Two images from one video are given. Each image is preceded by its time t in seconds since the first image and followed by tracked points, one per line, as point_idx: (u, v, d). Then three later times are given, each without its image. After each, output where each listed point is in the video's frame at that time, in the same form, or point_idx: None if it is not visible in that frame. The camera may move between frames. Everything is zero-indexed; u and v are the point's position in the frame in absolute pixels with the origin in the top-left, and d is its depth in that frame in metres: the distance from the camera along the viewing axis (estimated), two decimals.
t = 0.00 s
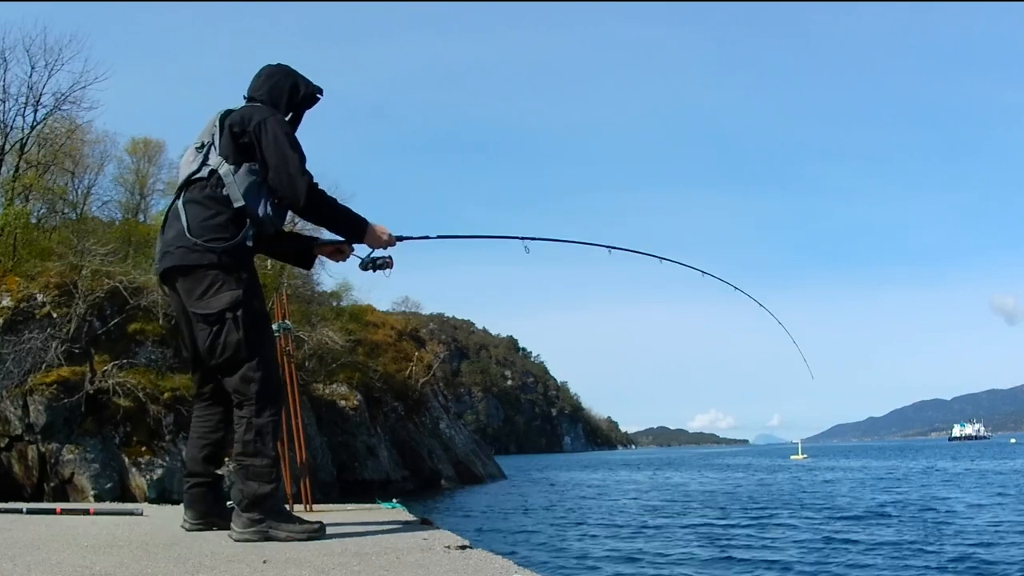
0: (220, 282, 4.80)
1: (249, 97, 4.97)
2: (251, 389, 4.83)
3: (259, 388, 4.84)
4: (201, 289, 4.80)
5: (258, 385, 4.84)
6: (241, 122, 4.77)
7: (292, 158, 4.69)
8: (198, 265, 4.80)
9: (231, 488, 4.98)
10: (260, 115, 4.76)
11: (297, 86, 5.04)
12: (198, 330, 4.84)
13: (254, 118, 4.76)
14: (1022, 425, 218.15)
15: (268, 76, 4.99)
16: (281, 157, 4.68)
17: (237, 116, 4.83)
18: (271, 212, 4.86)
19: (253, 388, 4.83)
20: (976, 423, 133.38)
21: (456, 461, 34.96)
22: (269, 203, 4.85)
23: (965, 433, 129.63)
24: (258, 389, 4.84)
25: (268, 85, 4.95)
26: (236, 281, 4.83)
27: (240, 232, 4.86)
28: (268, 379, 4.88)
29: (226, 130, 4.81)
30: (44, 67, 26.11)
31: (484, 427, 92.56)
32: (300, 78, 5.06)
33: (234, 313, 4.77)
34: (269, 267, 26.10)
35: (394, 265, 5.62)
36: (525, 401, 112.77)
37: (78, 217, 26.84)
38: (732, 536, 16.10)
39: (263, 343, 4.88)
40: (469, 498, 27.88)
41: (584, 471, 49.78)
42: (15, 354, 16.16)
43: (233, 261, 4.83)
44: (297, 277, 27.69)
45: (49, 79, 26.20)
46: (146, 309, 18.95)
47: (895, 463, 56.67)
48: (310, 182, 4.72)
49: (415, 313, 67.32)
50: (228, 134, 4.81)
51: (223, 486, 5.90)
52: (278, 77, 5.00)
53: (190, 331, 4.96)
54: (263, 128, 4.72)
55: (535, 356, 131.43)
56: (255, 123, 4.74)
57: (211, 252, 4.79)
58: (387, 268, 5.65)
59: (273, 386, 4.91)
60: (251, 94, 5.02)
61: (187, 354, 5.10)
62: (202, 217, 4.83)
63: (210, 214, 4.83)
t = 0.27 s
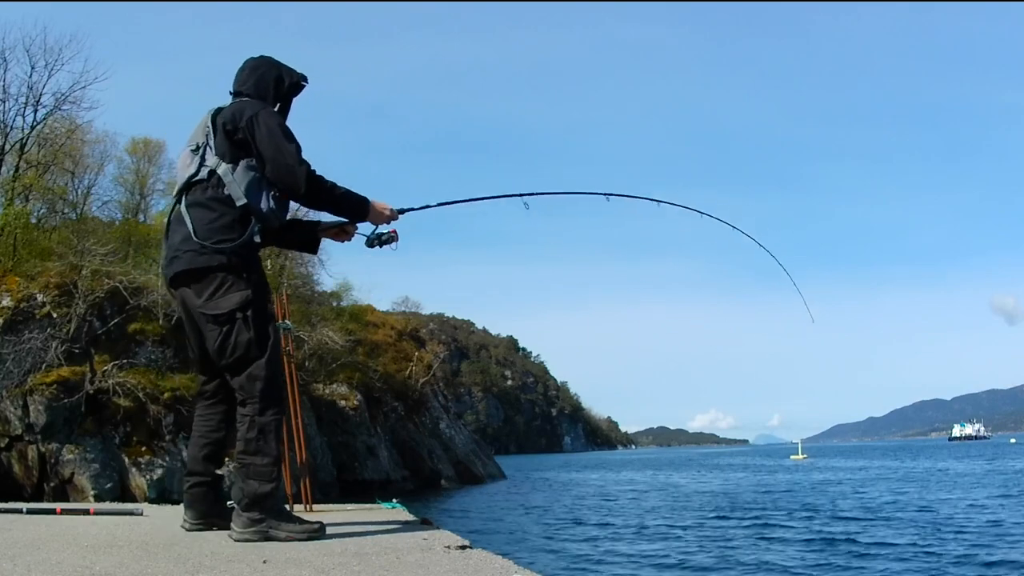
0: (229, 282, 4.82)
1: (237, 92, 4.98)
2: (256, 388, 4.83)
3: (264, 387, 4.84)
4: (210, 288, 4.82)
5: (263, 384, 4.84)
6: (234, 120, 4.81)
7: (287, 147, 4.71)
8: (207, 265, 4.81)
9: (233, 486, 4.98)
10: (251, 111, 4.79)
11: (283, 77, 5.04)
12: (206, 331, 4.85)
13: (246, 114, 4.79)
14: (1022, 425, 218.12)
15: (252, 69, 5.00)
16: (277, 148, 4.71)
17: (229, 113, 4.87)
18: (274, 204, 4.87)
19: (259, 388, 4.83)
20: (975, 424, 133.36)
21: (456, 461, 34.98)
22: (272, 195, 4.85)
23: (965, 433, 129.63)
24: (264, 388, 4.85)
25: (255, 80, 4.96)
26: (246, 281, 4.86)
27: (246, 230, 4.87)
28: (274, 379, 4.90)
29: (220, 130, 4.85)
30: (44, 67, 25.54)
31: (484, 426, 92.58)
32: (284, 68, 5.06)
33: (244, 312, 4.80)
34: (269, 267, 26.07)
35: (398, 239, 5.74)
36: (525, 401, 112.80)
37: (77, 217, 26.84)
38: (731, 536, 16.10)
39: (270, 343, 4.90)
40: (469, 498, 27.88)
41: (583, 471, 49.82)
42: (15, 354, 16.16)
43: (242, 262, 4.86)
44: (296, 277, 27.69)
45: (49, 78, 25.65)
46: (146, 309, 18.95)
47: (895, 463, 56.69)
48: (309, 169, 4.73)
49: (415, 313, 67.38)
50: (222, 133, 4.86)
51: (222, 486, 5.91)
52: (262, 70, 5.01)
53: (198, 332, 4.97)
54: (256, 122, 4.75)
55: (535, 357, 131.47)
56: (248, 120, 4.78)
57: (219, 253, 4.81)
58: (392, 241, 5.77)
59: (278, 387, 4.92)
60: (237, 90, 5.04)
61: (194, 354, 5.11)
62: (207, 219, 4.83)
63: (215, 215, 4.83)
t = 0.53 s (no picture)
0: (235, 282, 4.82)
1: (228, 90, 4.98)
2: (259, 387, 4.83)
3: (267, 386, 4.85)
4: (216, 288, 4.82)
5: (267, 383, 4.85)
6: (228, 119, 4.81)
7: (284, 141, 4.71)
8: (213, 265, 4.81)
9: (233, 486, 4.98)
10: (245, 108, 4.79)
11: (272, 72, 5.05)
12: (211, 331, 4.85)
13: (240, 112, 4.79)
14: (1022, 425, 218.17)
15: (241, 66, 4.99)
16: (273, 143, 4.70)
17: (222, 113, 4.87)
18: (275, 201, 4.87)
19: (262, 386, 4.84)
20: (975, 424, 133.35)
21: (456, 462, 34.99)
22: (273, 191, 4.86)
23: (964, 433, 129.67)
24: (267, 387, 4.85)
25: (245, 76, 4.96)
26: (252, 280, 4.86)
27: (250, 230, 4.87)
28: (277, 378, 4.91)
29: (216, 130, 4.85)
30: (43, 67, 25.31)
31: (484, 426, 92.58)
32: (272, 63, 5.06)
33: (250, 312, 4.81)
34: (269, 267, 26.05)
35: (401, 223, 5.87)
36: (525, 401, 112.80)
37: (77, 217, 26.84)
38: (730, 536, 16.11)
39: (275, 342, 4.91)
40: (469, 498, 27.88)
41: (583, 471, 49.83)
42: (15, 354, 16.16)
43: (248, 262, 4.86)
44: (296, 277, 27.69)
45: (49, 79, 25.43)
46: (146, 309, 18.96)
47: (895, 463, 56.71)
48: (307, 162, 4.73)
49: (414, 313, 67.39)
50: (218, 133, 4.86)
51: (222, 485, 5.90)
52: (251, 65, 5.00)
53: (203, 332, 4.97)
54: (252, 119, 4.75)
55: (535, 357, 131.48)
56: (242, 117, 4.78)
57: (225, 254, 4.81)
58: (393, 226, 5.92)
59: (281, 386, 4.93)
60: (227, 89, 5.04)
61: (198, 352, 5.11)
62: (211, 221, 4.84)
63: (219, 217, 4.84)
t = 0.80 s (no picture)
0: (239, 282, 4.83)
1: (221, 90, 4.99)
2: (261, 386, 4.83)
3: (268, 386, 4.85)
4: (221, 288, 4.83)
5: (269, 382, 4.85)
6: (225, 119, 4.82)
7: (281, 138, 4.71)
8: (218, 266, 4.81)
9: (233, 486, 4.97)
10: (240, 107, 4.80)
11: (264, 70, 5.05)
12: (215, 330, 4.85)
13: (236, 111, 4.80)
14: (1022, 425, 218.13)
15: (233, 65, 4.99)
16: (271, 139, 4.71)
17: (218, 113, 4.87)
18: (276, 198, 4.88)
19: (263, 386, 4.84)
20: (976, 424, 133.22)
21: (456, 462, 34.99)
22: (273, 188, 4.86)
23: (965, 433, 129.59)
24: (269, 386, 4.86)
25: (238, 75, 4.96)
26: (257, 280, 4.87)
27: (254, 229, 4.87)
28: (279, 378, 4.91)
29: (213, 131, 4.86)
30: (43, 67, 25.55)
31: (484, 426, 92.55)
32: (264, 60, 5.06)
33: (254, 312, 4.81)
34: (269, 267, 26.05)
35: (400, 212, 5.98)
36: (525, 401, 112.80)
37: (77, 217, 26.87)
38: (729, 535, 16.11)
39: (278, 342, 4.92)
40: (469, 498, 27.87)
41: (583, 471, 49.83)
42: (15, 354, 16.14)
43: (252, 262, 4.86)
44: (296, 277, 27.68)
45: (48, 79, 25.66)
46: (146, 309, 18.96)
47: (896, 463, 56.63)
48: (306, 158, 4.74)
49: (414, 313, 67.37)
50: (215, 133, 4.86)
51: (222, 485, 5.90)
52: (244, 63, 5.01)
53: (205, 332, 4.98)
54: (248, 118, 4.76)
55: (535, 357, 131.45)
56: (238, 116, 4.79)
57: (229, 254, 4.81)
58: (394, 215, 5.99)
59: (283, 386, 4.93)
60: (221, 88, 5.04)
61: (200, 351, 5.12)
62: (214, 222, 4.84)
63: (222, 218, 4.84)
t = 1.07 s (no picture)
0: (242, 282, 4.84)
1: (216, 90, 4.99)
2: (262, 386, 4.84)
3: (270, 386, 4.85)
4: (223, 287, 4.83)
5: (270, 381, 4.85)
6: (223, 119, 4.82)
7: (279, 136, 4.72)
8: (220, 267, 4.81)
9: (233, 486, 4.97)
10: (238, 108, 4.80)
11: (259, 69, 5.05)
12: (218, 330, 4.85)
13: (233, 112, 4.80)
14: (1022, 425, 218.13)
15: (226, 66, 5.00)
16: (269, 137, 4.71)
17: (215, 113, 4.87)
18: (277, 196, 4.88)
19: (265, 385, 4.84)
20: (976, 424, 133.22)
21: (456, 462, 35.01)
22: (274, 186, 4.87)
23: (965, 433, 129.66)
24: (270, 385, 4.86)
25: (232, 77, 4.97)
26: (259, 279, 4.87)
27: (256, 229, 4.87)
28: (281, 376, 4.90)
29: (211, 132, 4.85)
30: (43, 67, 25.19)
31: (484, 426, 92.57)
32: (258, 59, 5.06)
33: (256, 311, 4.82)
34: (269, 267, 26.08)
35: (399, 203, 5.96)
36: (525, 401, 112.83)
37: (76, 217, 26.85)
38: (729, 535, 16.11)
39: (281, 342, 4.93)
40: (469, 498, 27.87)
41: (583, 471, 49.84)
42: (15, 354, 16.13)
43: (256, 262, 4.87)
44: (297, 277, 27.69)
45: (49, 79, 25.33)
46: (146, 309, 18.99)
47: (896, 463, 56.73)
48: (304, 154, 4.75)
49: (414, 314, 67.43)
50: (213, 134, 4.86)
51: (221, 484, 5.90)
52: (238, 63, 5.01)
53: (208, 332, 4.98)
54: (245, 118, 4.77)
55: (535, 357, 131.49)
56: (236, 117, 4.79)
57: (232, 254, 4.81)
58: (393, 207, 5.98)
59: (284, 385, 4.93)
60: (215, 89, 5.04)
61: (203, 350, 5.12)
62: (216, 222, 4.84)
63: (225, 218, 4.84)
